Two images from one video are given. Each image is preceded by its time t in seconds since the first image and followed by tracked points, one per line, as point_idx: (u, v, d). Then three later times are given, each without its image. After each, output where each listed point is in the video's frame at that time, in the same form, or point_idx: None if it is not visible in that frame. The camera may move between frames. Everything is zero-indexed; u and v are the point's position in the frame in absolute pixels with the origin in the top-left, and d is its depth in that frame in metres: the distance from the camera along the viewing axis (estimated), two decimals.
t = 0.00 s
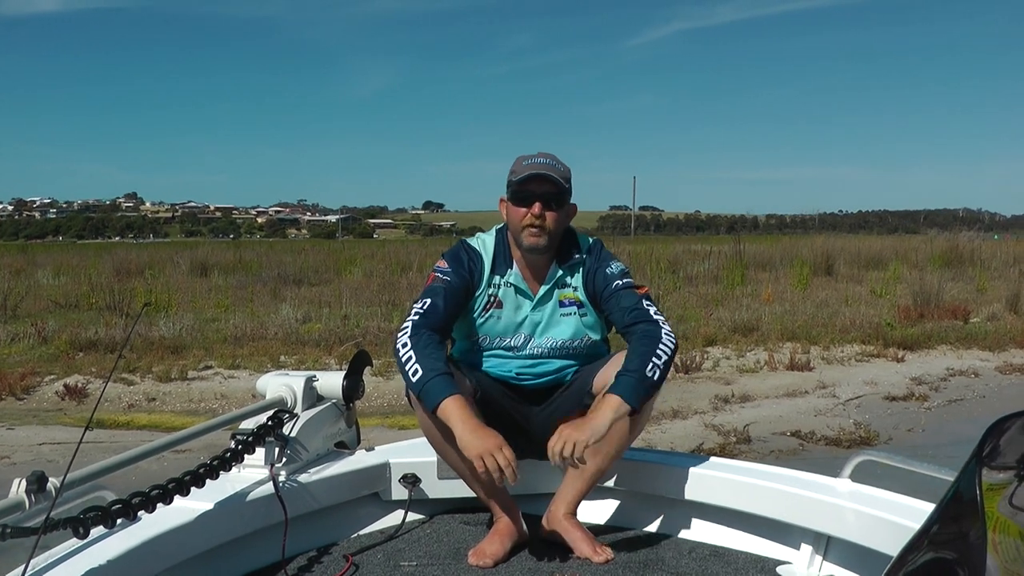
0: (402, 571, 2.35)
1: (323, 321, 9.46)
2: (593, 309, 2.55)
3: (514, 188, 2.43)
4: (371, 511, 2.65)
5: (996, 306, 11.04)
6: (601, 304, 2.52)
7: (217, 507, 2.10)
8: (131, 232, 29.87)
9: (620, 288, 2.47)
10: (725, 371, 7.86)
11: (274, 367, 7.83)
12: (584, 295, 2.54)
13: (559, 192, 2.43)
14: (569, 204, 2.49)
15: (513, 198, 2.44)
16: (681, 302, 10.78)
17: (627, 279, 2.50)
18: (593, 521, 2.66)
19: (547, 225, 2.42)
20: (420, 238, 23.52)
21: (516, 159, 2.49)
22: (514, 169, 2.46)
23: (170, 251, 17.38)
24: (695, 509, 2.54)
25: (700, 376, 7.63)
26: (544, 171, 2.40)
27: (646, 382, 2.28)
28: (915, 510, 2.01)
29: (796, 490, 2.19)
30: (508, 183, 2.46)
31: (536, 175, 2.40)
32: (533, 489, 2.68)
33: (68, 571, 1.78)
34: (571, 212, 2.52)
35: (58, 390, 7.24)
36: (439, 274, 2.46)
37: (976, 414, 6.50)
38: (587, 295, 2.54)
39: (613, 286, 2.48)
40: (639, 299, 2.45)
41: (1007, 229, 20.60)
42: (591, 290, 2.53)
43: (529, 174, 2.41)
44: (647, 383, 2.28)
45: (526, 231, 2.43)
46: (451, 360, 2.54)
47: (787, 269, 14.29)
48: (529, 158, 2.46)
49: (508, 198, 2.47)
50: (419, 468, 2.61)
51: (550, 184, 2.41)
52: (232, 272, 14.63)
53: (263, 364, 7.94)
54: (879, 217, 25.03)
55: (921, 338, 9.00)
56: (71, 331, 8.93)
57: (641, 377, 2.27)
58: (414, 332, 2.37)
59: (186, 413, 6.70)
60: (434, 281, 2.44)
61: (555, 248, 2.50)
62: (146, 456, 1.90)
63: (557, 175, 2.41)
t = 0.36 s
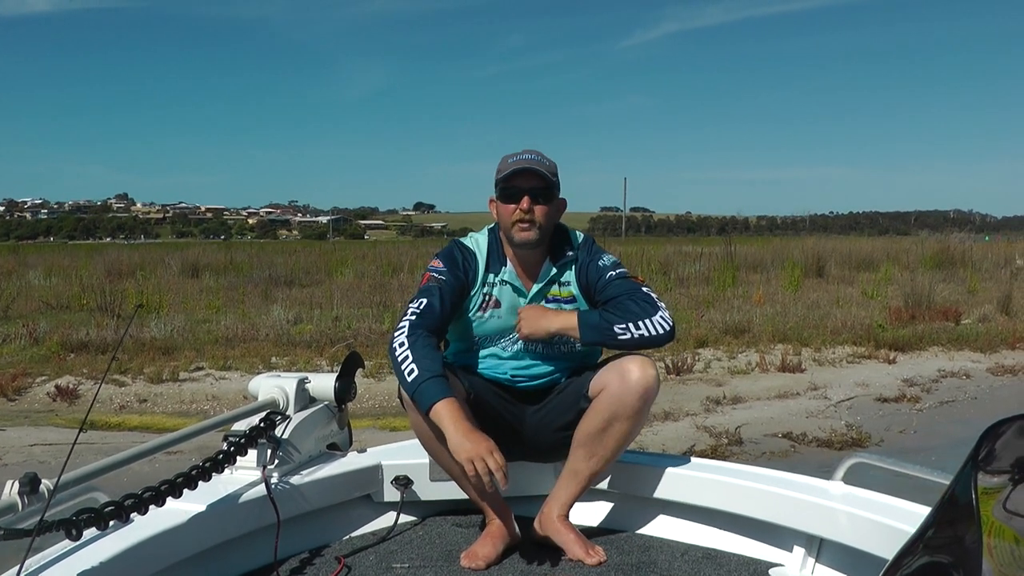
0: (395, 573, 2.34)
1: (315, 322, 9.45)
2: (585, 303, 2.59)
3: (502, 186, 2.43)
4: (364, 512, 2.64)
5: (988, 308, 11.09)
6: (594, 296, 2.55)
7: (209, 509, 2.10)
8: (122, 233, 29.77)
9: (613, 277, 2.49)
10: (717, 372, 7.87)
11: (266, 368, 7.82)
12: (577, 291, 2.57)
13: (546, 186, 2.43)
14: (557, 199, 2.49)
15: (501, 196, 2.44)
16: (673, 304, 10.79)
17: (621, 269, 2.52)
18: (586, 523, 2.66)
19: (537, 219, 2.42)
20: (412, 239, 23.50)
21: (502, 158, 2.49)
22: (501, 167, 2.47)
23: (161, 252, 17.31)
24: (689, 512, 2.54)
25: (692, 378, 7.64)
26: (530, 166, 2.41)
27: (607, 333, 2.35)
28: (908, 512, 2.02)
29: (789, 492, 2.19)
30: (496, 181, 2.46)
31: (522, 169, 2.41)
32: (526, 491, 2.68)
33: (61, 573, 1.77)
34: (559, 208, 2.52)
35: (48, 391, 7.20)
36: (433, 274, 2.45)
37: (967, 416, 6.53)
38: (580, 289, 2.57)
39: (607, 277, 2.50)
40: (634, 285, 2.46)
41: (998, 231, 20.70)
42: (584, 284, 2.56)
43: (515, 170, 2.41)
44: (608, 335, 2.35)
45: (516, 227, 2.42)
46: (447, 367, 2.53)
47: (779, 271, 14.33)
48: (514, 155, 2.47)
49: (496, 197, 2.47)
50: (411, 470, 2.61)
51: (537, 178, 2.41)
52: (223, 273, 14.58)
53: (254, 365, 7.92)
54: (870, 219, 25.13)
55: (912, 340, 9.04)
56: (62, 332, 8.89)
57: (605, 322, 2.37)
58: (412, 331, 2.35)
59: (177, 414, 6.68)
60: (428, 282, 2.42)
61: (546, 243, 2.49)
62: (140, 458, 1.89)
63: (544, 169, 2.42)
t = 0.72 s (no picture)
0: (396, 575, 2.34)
1: (316, 323, 9.45)
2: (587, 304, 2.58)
3: (493, 193, 2.44)
4: (364, 514, 2.64)
5: (989, 311, 11.08)
6: (597, 300, 2.56)
7: (210, 510, 2.10)
8: (123, 233, 29.79)
9: (621, 284, 2.52)
10: (718, 374, 7.87)
11: (267, 370, 7.82)
12: (577, 293, 2.56)
13: (536, 191, 2.42)
14: (550, 202, 2.47)
15: (493, 203, 2.45)
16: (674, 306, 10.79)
17: (625, 275, 2.55)
18: (586, 525, 2.67)
19: (527, 225, 2.42)
20: (413, 241, 23.50)
21: (493, 164, 2.49)
22: (491, 174, 2.47)
23: (162, 253, 17.32)
24: (689, 515, 2.54)
25: (692, 380, 7.64)
26: (518, 173, 2.40)
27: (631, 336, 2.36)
28: (908, 515, 2.02)
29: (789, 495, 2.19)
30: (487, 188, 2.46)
31: (510, 177, 2.41)
32: (526, 493, 2.68)
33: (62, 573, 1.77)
34: (554, 210, 2.51)
35: (49, 392, 7.21)
36: (428, 280, 2.46)
37: (968, 419, 6.52)
38: (581, 292, 2.56)
39: (614, 283, 2.53)
40: (642, 292, 2.50)
41: (999, 234, 20.70)
42: (586, 287, 2.56)
43: (503, 177, 2.41)
44: (629, 338, 2.36)
45: (508, 233, 2.43)
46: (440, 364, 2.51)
47: (780, 273, 14.33)
48: (505, 161, 2.46)
49: (488, 203, 2.47)
50: (411, 472, 2.61)
51: (526, 185, 2.40)
52: (224, 275, 14.59)
53: (255, 367, 7.92)
54: (872, 222, 25.13)
55: (913, 343, 9.03)
56: (63, 333, 8.90)
57: (627, 323, 2.36)
58: (399, 337, 2.38)
59: (177, 416, 6.68)
60: (423, 287, 2.44)
61: (542, 246, 2.49)
62: (140, 459, 1.89)
63: (530, 175, 2.40)
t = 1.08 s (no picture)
0: None
1: (318, 326, 9.46)
2: (587, 317, 2.55)
3: (496, 200, 2.45)
4: (367, 516, 2.64)
5: (992, 314, 11.07)
6: (597, 312, 2.53)
7: (212, 512, 2.10)
8: (126, 235, 29.82)
9: (620, 297, 2.49)
10: (721, 378, 7.86)
11: (270, 372, 7.82)
12: (578, 305, 2.53)
13: (540, 200, 2.42)
14: (553, 211, 2.48)
15: (497, 210, 2.45)
16: (676, 309, 10.79)
17: (626, 289, 2.52)
18: (589, 528, 2.67)
19: (530, 234, 2.42)
20: (415, 244, 23.52)
21: (497, 170, 2.50)
22: (495, 180, 2.48)
23: (165, 255, 17.34)
24: (692, 518, 2.54)
25: (695, 384, 7.63)
26: (522, 181, 2.40)
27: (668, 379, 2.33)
28: (911, 518, 2.02)
29: (793, 497, 2.19)
30: (490, 195, 2.47)
31: (513, 185, 2.41)
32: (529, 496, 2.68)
33: None
34: (556, 220, 2.51)
35: (52, 394, 7.21)
36: (425, 288, 2.46)
37: (972, 423, 6.51)
38: (582, 304, 2.54)
39: (613, 296, 2.50)
40: (641, 309, 2.48)
41: (1001, 238, 20.68)
42: (586, 300, 2.53)
43: (507, 185, 2.41)
44: (666, 376, 2.33)
45: (510, 242, 2.43)
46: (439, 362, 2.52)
47: (782, 277, 14.31)
48: (509, 168, 2.47)
49: (491, 211, 2.48)
50: (414, 474, 2.61)
51: (530, 194, 2.41)
52: (227, 277, 14.60)
53: (258, 369, 7.92)
54: (875, 225, 25.10)
55: (916, 346, 9.02)
56: (66, 334, 8.91)
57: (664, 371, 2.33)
58: (390, 345, 2.39)
59: (180, 418, 6.68)
60: (419, 295, 2.45)
61: (544, 256, 2.49)
62: (143, 461, 1.89)
63: (534, 184, 2.40)
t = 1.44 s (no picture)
0: None
1: (319, 327, 9.46)
2: (589, 320, 2.55)
3: (498, 203, 2.45)
4: (368, 518, 2.65)
5: (992, 316, 11.07)
6: (597, 316, 2.52)
7: (214, 513, 2.10)
8: (126, 237, 29.81)
9: (617, 299, 2.47)
10: (721, 379, 7.86)
11: (270, 374, 7.82)
12: (579, 308, 2.53)
13: (540, 206, 2.41)
14: (555, 215, 2.47)
15: (498, 213, 2.46)
16: (677, 311, 10.80)
17: (624, 291, 2.50)
18: (589, 530, 2.67)
19: (529, 238, 2.42)
20: (416, 245, 23.51)
21: (502, 172, 2.50)
22: (499, 182, 2.48)
23: (165, 257, 17.35)
24: (693, 520, 2.54)
25: (695, 385, 7.63)
26: (523, 186, 2.40)
27: (655, 395, 2.29)
28: (912, 520, 2.02)
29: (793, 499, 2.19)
30: (494, 196, 2.47)
31: (515, 188, 2.41)
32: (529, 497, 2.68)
33: None
34: (558, 224, 2.51)
35: (53, 395, 7.21)
36: (431, 289, 2.46)
37: (972, 425, 6.50)
38: (583, 307, 2.54)
39: (610, 299, 2.48)
40: (640, 313, 2.45)
41: (1001, 239, 20.69)
42: (586, 302, 2.53)
43: (508, 189, 2.41)
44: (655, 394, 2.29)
45: (510, 245, 2.43)
46: (442, 364, 2.54)
47: (783, 278, 14.32)
48: (512, 171, 2.47)
49: (494, 213, 2.49)
50: (415, 476, 2.61)
51: (529, 199, 2.40)
52: (228, 278, 14.60)
53: (258, 371, 7.92)
54: (875, 227, 25.11)
55: (916, 348, 9.02)
56: (67, 336, 8.91)
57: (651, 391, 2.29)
58: (395, 343, 2.40)
59: (181, 419, 6.68)
60: (425, 295, 2.45)
61: (544, 260, 2.49)
62: (145, 462, 1.89)
63: (534, 190, 2.39)
